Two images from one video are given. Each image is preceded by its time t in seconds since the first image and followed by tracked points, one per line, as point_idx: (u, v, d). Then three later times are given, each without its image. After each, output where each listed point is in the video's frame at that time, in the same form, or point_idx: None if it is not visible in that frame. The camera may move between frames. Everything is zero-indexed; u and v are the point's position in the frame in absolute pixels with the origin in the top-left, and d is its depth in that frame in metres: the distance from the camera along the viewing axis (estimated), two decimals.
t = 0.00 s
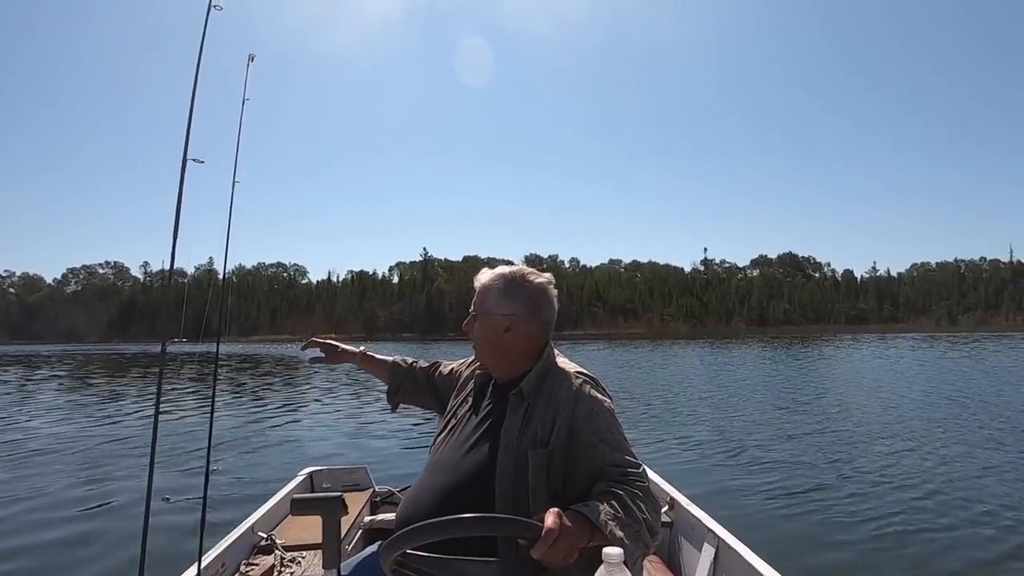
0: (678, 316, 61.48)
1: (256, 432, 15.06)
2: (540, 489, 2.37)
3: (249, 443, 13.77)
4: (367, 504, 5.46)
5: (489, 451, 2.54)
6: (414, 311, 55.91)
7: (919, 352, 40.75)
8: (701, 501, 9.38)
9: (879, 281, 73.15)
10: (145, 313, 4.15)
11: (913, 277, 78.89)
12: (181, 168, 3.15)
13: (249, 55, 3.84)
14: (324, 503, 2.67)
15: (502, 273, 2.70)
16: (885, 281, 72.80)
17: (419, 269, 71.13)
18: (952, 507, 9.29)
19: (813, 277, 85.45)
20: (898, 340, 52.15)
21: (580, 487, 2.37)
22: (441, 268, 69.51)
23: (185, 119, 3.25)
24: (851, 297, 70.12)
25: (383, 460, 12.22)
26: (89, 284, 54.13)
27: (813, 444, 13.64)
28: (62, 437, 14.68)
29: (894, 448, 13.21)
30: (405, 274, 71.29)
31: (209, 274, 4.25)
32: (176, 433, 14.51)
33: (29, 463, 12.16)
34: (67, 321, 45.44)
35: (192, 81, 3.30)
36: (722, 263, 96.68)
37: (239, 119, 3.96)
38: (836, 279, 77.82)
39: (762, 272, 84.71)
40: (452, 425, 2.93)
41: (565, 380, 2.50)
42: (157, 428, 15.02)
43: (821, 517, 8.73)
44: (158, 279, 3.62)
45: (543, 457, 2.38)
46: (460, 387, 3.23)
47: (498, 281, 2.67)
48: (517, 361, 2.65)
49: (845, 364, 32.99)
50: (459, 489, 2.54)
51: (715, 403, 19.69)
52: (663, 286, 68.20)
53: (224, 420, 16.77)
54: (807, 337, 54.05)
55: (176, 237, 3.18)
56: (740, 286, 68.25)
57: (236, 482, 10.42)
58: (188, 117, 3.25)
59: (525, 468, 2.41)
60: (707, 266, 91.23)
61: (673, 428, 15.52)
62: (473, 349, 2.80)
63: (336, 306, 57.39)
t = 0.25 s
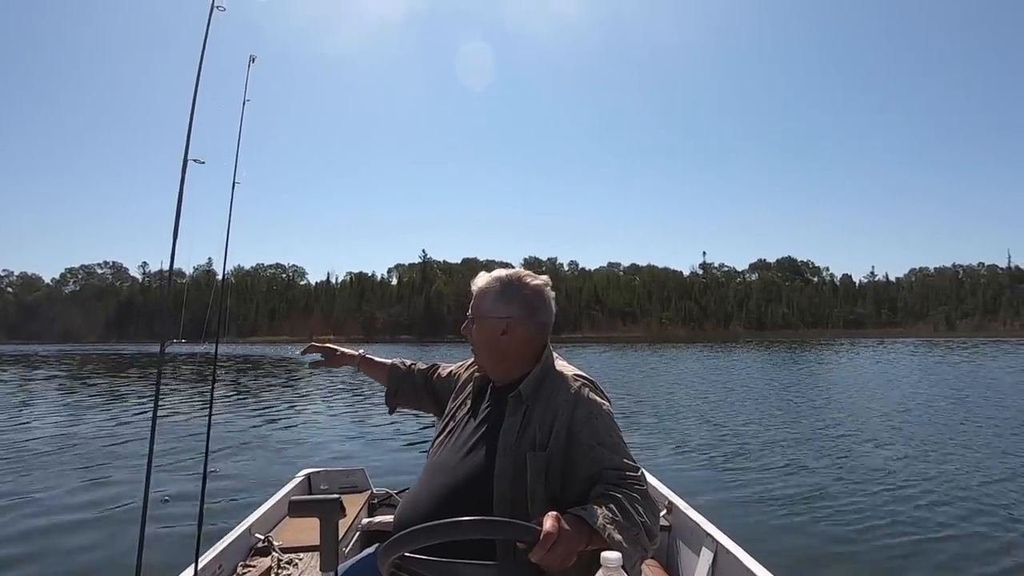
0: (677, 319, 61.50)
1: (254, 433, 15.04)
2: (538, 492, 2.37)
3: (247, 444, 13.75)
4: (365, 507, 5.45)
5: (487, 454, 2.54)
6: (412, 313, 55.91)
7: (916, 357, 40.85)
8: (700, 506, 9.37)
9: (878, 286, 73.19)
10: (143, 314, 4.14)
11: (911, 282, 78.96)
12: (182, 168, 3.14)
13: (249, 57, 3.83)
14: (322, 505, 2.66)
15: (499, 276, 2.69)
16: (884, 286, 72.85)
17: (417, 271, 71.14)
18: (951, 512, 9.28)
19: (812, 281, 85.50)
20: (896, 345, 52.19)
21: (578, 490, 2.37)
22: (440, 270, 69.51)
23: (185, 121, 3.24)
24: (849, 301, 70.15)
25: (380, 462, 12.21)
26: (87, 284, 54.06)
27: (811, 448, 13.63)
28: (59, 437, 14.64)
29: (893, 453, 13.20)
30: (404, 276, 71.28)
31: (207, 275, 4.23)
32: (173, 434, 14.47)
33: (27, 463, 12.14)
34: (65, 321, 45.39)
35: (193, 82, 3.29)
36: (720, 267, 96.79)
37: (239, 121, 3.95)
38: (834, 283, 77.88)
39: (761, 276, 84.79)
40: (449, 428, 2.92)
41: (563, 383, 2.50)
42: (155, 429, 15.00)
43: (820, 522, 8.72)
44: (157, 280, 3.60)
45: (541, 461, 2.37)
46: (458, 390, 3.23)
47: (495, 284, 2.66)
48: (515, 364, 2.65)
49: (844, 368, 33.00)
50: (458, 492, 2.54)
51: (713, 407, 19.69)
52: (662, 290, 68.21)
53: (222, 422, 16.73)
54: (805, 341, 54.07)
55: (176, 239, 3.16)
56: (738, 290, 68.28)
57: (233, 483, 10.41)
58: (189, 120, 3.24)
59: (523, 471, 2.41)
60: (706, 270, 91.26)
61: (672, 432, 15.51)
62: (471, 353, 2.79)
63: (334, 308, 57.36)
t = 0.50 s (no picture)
0: (676, 321, 61.50)
1: (252, 433, 15.01)
2: (536, 495, 2.37)
3: (245, 443, 13.74)
4: (362, 507, 5.45)
5: (486, 455, 2.53)
6: (411, 314, 55.95)
7: (916, 360, 40.82)
8: (698, 508, 9.37)
9: (876, 288, 73.22)
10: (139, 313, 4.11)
11: (910, 285, 79.03)
12: (180, 166, 3.11)
13: (250, 57, 3.81)
14: (319, 504, 2.64)
15: (499, 277, 2.69)
16: (882, 288, 72.89)
17: (416, 272, 71.16)
18: (949, 515, 9.27)
19: (810, 284, 85.60)
20: (895, 347, 52.23)
21: (576, 492, 2.37)
22: (439, 271, 69.51)
23: (184, 120, 3.22)
24: (848, 304, 70.20)
25: (378, 462, 12.20)
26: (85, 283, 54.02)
27: (811, 451, 13.61)
28: (56, 436, 14.61)
29: (892, 455, 13.20)
30: (403, 276, 71.29)
31: (205, 273, 4.21)
32: (171, 433, 14.45)
33: (24, 462, 12.12)
34: (64, 320, 45.32)
35: (193, 80, 3.27)
36: (720, 269, 96.75)
37: (239, 119, 3.95)
38: (833, 286, 77.93)
39: (760, 278, 84.92)
40: (449, 427, 2.92)
41: (563, 384, 2.50)
42: (153, 427, 14.98)
43: (819, 524, 8.71)
44: (155, 278, 3.59)
45: (540, 462, 2.37)
46: (457, 391, 3.22)
47: (494, 284, 2.67)
48: (514, 364, 2.64)
49: (844, 371, 32.99)
50: (455, 493, 2.54)
51: (713, 409, 19.70)
52: (661, 291, 68.21)
53: (221, 421, 16.71)
54: (803, 344, 54.11)
55: (173, 239, 3.13)
56: (737, 292, 68.34)
57: (231, 483, 10.40)
58: (188, 118, 3.22)
59: (521, 472, 2.41)
60: (705, 272, 91.33)
61: (671, 434, 15.50)
62: (469, 353, 2.79)
63: (333, 308, 57.32)
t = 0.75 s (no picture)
0: (675, 321, 61.50)
1: (251, 432, 15.02)
2: (537, 494, 2.37)
3: (245, 442, 13.76)
4: (362, 506, 5.45)
5: (485, 455, 2.54)
6: (411, 313, 55.97)
7: (916, 361, 40.87)
8: (697, 508, 9.38)
9: (876, 289, 73.26)
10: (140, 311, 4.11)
11: (910, 286, 79.02)
12: (181, 167, 3.11)
13: (251, 56, 3.80)
14: (318, 504, 2.64)
15: (499, 276, 2.69)
16: (882, 289, 72.92)
17: (416, 271, 71.17)
18: (948, 516, 9.28)
19: (811, 284, 85.64)
20: (895, 348, 52.24)
21: (576, 492, 2.37)
22: (439, 270, 69.54)
23: (186, 119, 3.21)
24: (847, 305, 70.22)
25: (378, 461, 12.21)
26: (86, 281, 54.08)
27: (810, 452, 13.62)
28: (55, 434, 14.60)
29: (891, 456, 13.20)
30: (403, 275, 71.31)
31: (206, 272, 4.21)
32: (170, 432, 14.44)
33: (24, 460, 12.13)
34: (64, 318, 45.35)
35: (195, 79, 3.26)
36: (719, 269, 96.79)
37: (241, 118, 3.94)
38: (833, 286, 77.98)
39: (759, 279, 84.97)
40: (449, 427, 2.92)
41: (563, 384, 2.50)
42: (153, 426, 15.00)
43: (817, 525, 8.74)
44: (155, 277, 3.58)
45: (540, 461, 2.37)
46: (457, 391, 3.22)
47: (495, 283, 2.66)
48: (514, 364, 2.64)
49: (843, 372, 33.04)
50: (454, 493, 2.54)
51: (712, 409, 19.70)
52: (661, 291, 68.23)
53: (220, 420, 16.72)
54: (803, 344, 54.14)
55: (174, 238, 3.13)
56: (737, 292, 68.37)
57: (231, 482, 10.40)
58: (190, 118, 3.22)
59: (521, 471, 2.41)
60: (705, 272, 91.38)
61: (671, 434, 15.49)
62: (470, 352, 2.79)
63: (333, 307, 57.35)
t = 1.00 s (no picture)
0: (675, 320, 61.50)
1: (251, 430, 15.03)
2: (536, 493, 2.37)
3: (245, 440, 13.77)
4: (362, 504, 5.45)
5: (485, 453, 2.53)
6: (411, 311, 56.00)
7: (917, 360, 40.76)
8: (697, 506, 9.38)
9: (877, 289, 73.26)
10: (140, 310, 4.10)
11: (911, 285, 79.01)
12: (181, 165, 3.10)
13: (251, 55, 3.79)
14: (318, 502, 2.64)
15: (499, 275, 2.69)
16: (882, 289, 72.93)
17: (417, 269, 71.20)
18: (948, 516, 9.28)
19: (811, 284, 85.66)
20: (895, 348, 52.27)
21: (574, 491, 2.37)
22: (440, 269, 69.57)
23: (186, 117, 3.20)
24: (848, 304, 70.21)
25: (378, 460, 12.22)
26: (86, 280, 54.06)
27: (810, 451, 13.62)
28: (56, 432, 14.59)
29: (891, 456, 13.19)
30: (403, 274, 71.35)
31: (205, 270, 4.20)
32: (171, 430, 14.42)
33: (25, 458, 12.14)
34: (64, 317, 45.38)
35: (195, 76, 3.25)
36: (720, 269, 96.83)
37: (240, 116, 3.92)
38: (833, 285, 77.98)
39: (760, 278, 85.07)
40: (449, 426, 2.92)
41: (562, 382, 2.50)
42: (153, 425, 15.01)
43: (816, 523, 8.75)
44: (155, 275, 3.57)
45: (539, 460, 2.37)
46: (457, 390, 3.21)
47: (495, 282, 2.66)
48: (514, 363, 2.64)
49: (843, 371, 33.05)
50: (454, 491, 2.54)
51: (712, 409, 19.70)
52: (661, 290, 68.22)
53: (220, 418, 16.73)
54: (803, 344, 54.16)
55: (174, 236, 3.12)
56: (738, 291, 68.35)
57: (231, 480, 10.41)
58: (191, 115, 3.20)
59: (521, 470, 2.41)
60: (705, 271, 91.42)
61: (671, 433, 15.48)
62: (469, 351, 2.79)
63: (333, 306, 57.37)
